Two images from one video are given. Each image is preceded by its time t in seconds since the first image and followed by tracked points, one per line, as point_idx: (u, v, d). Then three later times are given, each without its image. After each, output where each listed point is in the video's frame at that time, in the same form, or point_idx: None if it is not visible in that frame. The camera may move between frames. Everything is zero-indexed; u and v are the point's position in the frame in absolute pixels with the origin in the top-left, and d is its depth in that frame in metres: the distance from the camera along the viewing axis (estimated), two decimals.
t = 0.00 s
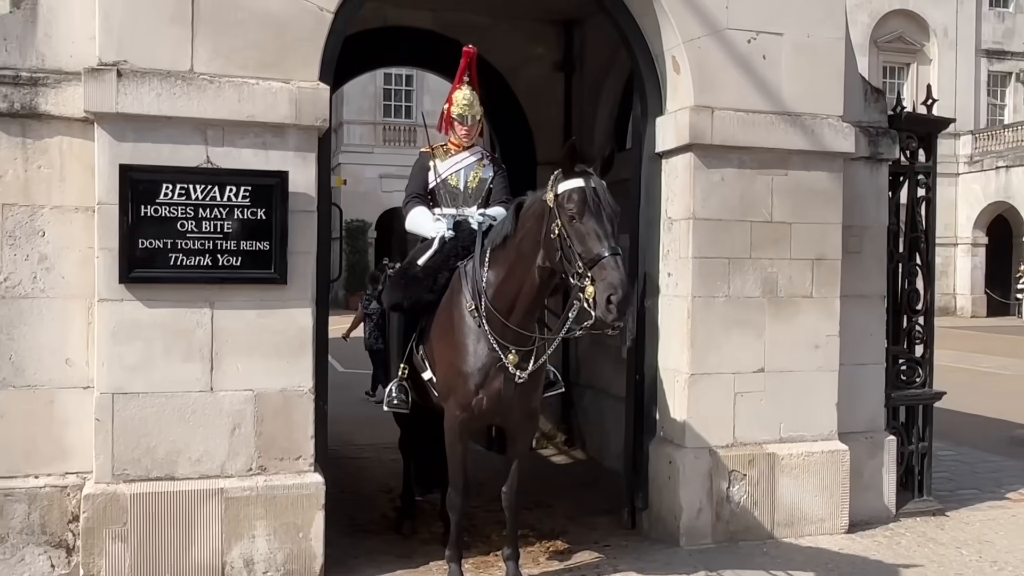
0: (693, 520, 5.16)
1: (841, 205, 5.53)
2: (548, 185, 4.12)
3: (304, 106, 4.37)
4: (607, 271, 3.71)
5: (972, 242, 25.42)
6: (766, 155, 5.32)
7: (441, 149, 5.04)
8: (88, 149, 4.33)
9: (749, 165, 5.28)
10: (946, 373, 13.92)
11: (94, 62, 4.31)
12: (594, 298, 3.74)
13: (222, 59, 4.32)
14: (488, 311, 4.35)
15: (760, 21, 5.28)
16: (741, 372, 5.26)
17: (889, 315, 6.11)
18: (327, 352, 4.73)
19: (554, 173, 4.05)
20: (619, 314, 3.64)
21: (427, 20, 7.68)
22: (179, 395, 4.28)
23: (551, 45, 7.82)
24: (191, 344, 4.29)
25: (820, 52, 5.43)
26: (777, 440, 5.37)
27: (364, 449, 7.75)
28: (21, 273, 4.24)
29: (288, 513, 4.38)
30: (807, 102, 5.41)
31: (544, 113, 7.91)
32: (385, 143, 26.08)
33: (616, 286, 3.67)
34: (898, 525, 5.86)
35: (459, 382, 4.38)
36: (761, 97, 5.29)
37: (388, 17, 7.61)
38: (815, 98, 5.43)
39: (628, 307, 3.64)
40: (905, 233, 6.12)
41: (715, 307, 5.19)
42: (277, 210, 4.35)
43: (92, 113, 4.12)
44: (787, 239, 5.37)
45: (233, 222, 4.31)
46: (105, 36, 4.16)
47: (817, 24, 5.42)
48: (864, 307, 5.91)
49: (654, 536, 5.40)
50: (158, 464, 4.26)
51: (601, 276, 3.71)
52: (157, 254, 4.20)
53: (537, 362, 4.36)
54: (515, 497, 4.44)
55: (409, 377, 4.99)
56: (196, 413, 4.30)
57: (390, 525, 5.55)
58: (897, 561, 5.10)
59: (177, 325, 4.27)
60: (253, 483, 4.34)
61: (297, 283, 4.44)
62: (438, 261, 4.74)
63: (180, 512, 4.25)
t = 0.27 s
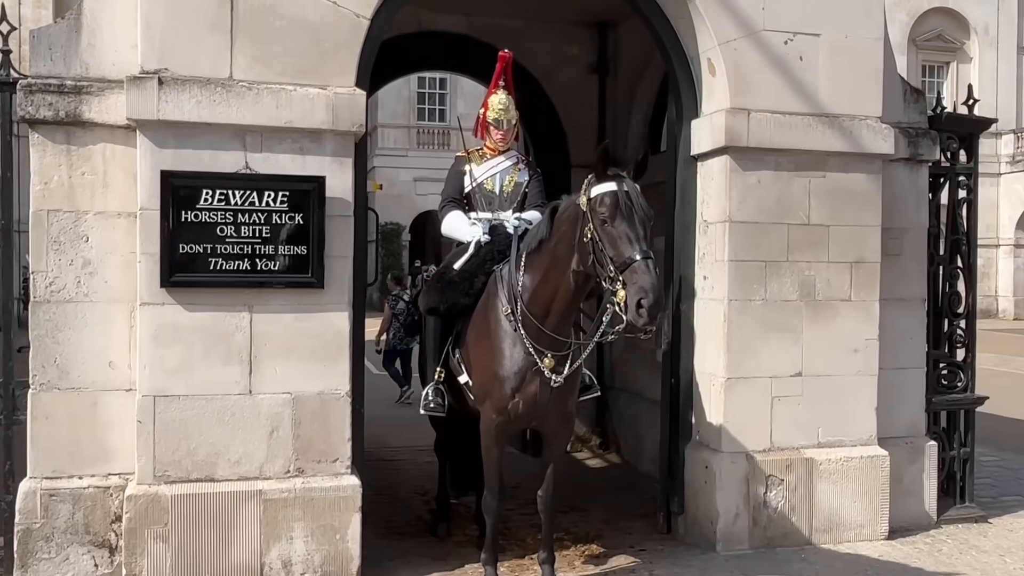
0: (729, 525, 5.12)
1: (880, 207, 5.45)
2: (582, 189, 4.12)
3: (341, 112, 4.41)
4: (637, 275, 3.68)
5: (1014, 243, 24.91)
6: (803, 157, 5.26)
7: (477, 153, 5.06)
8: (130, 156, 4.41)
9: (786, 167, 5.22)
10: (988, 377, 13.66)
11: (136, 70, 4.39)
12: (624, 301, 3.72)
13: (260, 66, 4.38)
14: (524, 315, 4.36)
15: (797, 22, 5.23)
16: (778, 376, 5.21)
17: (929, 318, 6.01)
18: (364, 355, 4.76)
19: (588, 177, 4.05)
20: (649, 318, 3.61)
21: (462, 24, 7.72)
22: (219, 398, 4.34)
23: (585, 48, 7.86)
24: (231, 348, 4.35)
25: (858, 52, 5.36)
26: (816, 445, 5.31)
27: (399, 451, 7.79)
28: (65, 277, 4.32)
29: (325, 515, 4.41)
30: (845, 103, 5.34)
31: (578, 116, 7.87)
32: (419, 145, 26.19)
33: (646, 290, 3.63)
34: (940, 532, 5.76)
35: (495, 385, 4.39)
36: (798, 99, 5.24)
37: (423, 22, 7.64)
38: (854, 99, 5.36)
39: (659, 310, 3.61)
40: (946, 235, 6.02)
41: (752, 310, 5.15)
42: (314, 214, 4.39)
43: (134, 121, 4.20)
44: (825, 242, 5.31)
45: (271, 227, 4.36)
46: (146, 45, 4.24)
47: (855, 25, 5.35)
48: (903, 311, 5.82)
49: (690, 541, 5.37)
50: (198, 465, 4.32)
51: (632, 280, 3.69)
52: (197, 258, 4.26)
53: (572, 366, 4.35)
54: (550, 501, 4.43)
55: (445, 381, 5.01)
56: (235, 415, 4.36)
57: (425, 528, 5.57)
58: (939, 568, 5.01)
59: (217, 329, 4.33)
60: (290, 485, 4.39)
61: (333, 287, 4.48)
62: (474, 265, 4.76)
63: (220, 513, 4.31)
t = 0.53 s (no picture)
0: (761, 529, 5.07)
1: (914, 208, 5.38)
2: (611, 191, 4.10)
3: (371, 115, 4.43)
4: (666, 278, 3.66)
5: None
6: (835, 158, 5.21)
7: (506, 156, 5.07)
8: (164, 160, 4.46)
9: (819, 168, 5.17)
10: None
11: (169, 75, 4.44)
12: (652, 305, 3.70)
13: (292, 70, 4.41)
14: (554, 317, 4.35)
15: (829, 22, 5.18)
16: (810, 379, 5.16)
17: (964, 321, 5.91)
18: (394, 358, 4.78)
19: (617, 180, 4.04)
20: (677, 322, 3.59)
21: (490, 26, 7.71)
22: (251, 399, 4.38)
23: (614, 50, 7.84)
24: (263, 349, 4.39)
25: (892, 52, 5.30)
26: (849, 449, 5.25)
27: (428, 453, 7.81)
28: (101, 280, 4.39)
29: (356, 516, 4.44)
30: (879, 103, 5.28)
31: (607, 118, 7.83)
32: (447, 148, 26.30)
33: (675, 293, 3.61)
34: (976, 538, 5.67)
35: (525, 388, 4.38)
36: (830, 99, 5.19)
37: (452, 25, 7.68)
38: (887, 99, 5.29)
39: (687, 314, 3.59)
40: (982, 236, 5.92)
41: (783, 312, 5.10)
42: (345, 217, 4.42)
43: (168, 125, 4.25)
44: (857, 243, 5.25)
45: (302, 230, 4.40)
46: (180, 50, 4.29)
47: (888, 24, 5.29)
48: (938, 313, 5.74)
49: (721, 545, 5.32)
50: (231, 466, 4.36)
51: (660, 283, 3.67)
52: (229, 261, 4.30)
53: (602, 369, 4.33)
54: (581, 504, 4.42)
55: (475, 383, 5.01)
56: (267, 417, 4.39)
57: (454, 530, 5.57)
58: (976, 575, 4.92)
59: (249, 331, 4.37)
60: (322, 487, 4.41)
61: (364, 289, 4.50)
62: (505, 268, 4.76)
63: (252, 514, 4.35)
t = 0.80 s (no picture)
0: (785, 534, 5.03)
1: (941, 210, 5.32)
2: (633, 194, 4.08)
3: (393, 119, 4.44)
4: (688, 282, 3.64)
5: None
6: (860, 160, 5.16)
7: (528, 158, 5.07)
8: (189, 164, 4.50)
9: (843, 170, 5.13)
10: None
11: (194, 79, 4.48)
12: (675, 310, 3.68)
13: (315, 75, 4.43)
14: (576, 321, 4.34)
15: (853, 22, 5.14)
16: (835, 383, 5.11)
17: (991, 324, 5.83)
18: (416, 361, 4.79)
19: (639, 183, 4.02)
20: (701, 326, 3.56)
21: (511, 29, 7.73)
22: (274, 402, 4.40)
23: (635, 52, 7.82)
24: (286, 352, 4.41)
25: (917, 52, 5.24)
26: (875, 453, 5.19)
27: (450, 456, 7.81)
28: (126, 283, 4.42)
29: (378, 519, 4.44)
30: (904, 104, 5.23)
31: (628, 120, 7.81)
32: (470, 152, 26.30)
33: (698, 297, 3.58)
34: (1005, 544, 5.59)
35: (547, 392, 4.37)
36: (854, 101, 5.14)
37: (473, 28, 7.70)
38: (913, 100, 5.24)
39: (710, 318, 3.56)
40: (1010, 238, 5.84)
41: (807, 316, 5.06)
42: (368, 221, 4.44)
43: (193, 130, 4.28)
44: (883, 245, 5.19)
45: (325, 233, 4.41)
46: (204, 55, 4.33)
47: (914, 24, 5.23)
48: (965, 317, 5.66)
49: (745, 549, 5.28)
50: (254, 469, 4.38)
51: (682, 287, 3.65)
52: (253, 265, 4.33)
53: (625, 373, 4.32)
54: (603, 508, 4.39)
55: (498, 386, 5.01)
56: (290, 420, 4.41)
57: (476, 533, 5.56)
58: None
59: (272, 334, 4.39)
60: (344, 490, 4.43)
61: (386, 292, 4.51)
62: (527, 271, 4.75)
63: (276, 516, 4.36)
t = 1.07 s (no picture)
0: (801, 538, 4.99)
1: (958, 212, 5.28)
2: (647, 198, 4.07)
3: (408, 122, 4.45)
4: (703, 286, 3.62)
5: None
6: (876, 162, 5.13)
7: (543, 161, 5.08)
8: (205, 168, 4.52)
9: (859, 172, 5.10)
10: None
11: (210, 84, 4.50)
12: (690, 314, 3.67)
13: (330, 79, 4.45)
14: (591, 324, 4.33)
15: (870, 24, 5.11)
16: (852, 387, 5.08)
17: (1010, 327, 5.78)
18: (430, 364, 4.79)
19: (653, 187, 4.01)
20: (716, 330, 3.55)
21: (525, 32, 7.73)
22: (289, 405, 4.41)
23: (649, 54, 7.81)
24: (301, 355, 4.42)
25: (934, 54, 5.20)
26: (892, 457, 5.15)
27: (464, 460, 7.81)
28: (143, 286, 4.45)
29: (393, 522, 4.45)
30: (921, 106, 5.19)
31: (642, 123, 7.80)
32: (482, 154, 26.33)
33: (713, 302, 3.57)
34: None
35: (562, 395, 4.37)
36: (871, 102, 5.12)
37: (487, 31, 7.70)
38: (930, 101, 5.20)
39: (725, 323, 3.55)
40: None
41: (824, 319, 5.03)
42: (382, 224, 4.44)
43: (209, 134, 4.31)
44: (900, 248, 5.16)
45: (340, 236, 4.42)
46: (220, 60, 4.35)
47: (931, 25, 5.20)
48: (982, 320, 5.62)
49: (761, 554, 5.25)
50: (269, 472, 4.40)
51: (697, 291, 3.63)
52: (269, 268, 4.34)
53: (640, 377, 4.30)
54: (618, 512, 4.38)
55: (512, 389, 5.00)
56: (306, 423, 4.42)
57: (491, 537, 5.56)
58: None
59: (287, 338, 4.41)
60: (359, 493, 4.43)
61: (401, 296, 4.52)
62: (542, 274, 4.74)
63: (291, 519, 4.37)
